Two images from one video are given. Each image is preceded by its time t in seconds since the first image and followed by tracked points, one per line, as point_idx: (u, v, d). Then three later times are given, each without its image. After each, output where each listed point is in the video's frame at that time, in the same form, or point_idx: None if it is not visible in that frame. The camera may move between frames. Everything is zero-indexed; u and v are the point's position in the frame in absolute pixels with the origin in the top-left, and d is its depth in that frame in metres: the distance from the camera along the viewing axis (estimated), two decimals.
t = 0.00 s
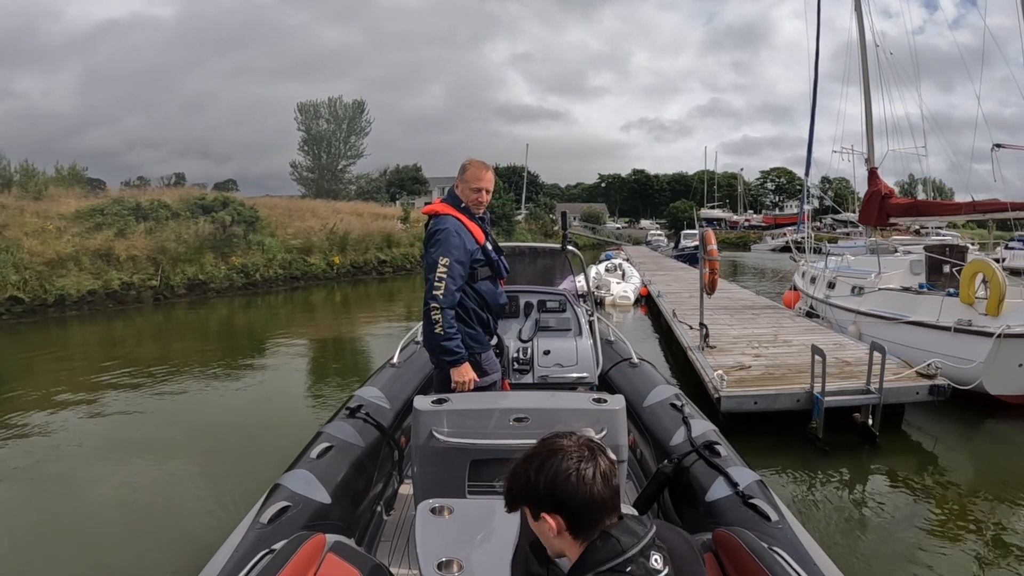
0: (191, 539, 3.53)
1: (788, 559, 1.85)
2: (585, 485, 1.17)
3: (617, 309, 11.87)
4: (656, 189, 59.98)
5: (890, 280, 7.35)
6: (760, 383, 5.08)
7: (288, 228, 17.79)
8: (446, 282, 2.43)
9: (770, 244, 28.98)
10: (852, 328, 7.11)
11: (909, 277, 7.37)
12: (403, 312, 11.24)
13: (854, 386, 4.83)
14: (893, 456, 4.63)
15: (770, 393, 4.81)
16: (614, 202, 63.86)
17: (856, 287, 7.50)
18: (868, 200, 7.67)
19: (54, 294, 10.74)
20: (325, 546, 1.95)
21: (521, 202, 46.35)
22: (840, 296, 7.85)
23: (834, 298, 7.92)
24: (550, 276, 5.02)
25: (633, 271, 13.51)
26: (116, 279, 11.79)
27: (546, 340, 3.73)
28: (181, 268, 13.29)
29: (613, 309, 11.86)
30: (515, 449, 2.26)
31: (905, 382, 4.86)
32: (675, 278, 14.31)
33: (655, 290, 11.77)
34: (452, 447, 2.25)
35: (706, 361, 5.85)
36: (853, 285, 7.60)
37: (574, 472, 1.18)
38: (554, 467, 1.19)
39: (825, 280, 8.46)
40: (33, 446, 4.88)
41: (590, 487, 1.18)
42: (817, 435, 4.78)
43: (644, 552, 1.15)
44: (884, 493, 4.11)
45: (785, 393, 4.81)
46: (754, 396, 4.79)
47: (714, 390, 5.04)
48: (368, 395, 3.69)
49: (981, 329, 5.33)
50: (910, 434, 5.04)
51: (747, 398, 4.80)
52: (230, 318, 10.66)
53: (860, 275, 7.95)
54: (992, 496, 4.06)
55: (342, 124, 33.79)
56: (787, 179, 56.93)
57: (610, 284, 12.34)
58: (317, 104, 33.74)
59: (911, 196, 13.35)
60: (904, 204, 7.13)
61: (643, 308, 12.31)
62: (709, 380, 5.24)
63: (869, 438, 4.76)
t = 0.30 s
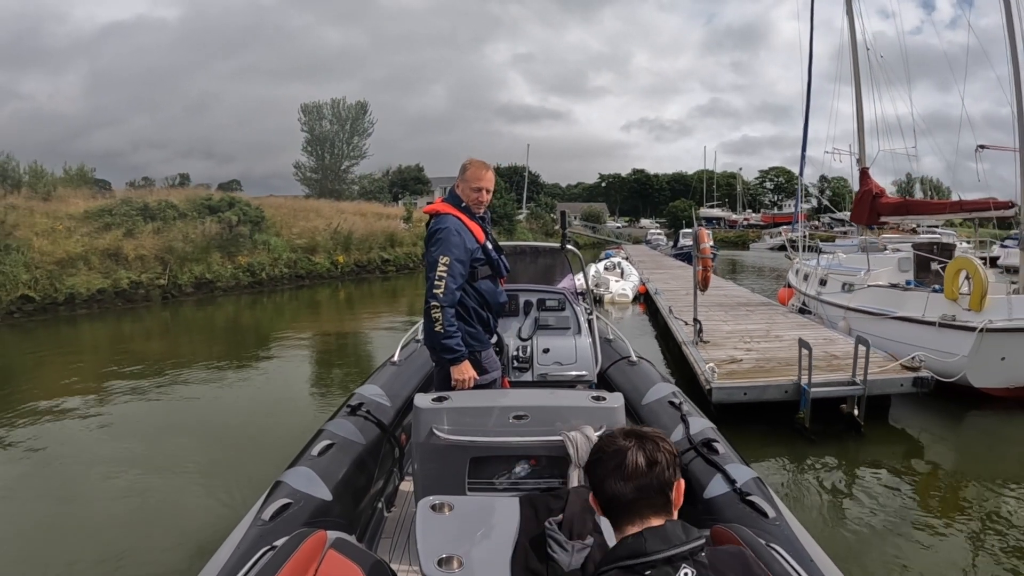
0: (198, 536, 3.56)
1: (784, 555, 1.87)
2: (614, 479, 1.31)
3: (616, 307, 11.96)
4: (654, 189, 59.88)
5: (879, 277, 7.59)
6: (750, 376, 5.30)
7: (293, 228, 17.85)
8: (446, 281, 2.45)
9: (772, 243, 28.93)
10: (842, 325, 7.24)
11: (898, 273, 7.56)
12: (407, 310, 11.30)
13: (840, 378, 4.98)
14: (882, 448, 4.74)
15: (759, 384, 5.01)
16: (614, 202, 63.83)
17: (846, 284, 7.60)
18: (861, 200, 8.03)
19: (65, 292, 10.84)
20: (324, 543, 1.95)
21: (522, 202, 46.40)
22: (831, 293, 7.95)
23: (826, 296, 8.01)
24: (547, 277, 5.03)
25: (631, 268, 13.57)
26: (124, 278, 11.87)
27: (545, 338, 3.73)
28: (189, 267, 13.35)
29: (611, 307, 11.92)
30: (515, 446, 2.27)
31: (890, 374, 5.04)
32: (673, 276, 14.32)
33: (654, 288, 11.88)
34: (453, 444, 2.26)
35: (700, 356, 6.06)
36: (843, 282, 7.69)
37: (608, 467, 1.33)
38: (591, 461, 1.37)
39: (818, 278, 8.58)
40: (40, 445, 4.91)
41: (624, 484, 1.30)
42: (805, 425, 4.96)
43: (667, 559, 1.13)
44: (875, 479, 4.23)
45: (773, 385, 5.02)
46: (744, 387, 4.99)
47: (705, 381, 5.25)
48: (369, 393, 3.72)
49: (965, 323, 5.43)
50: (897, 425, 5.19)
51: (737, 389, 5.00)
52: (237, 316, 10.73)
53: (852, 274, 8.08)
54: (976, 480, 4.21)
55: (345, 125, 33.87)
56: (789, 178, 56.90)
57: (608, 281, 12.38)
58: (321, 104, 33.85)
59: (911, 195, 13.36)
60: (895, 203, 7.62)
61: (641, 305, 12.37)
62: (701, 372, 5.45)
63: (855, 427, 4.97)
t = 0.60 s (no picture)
0: (200, 536, 3.58)
1: (780, 551, 1.89)
2: (650, 471, 1.31)
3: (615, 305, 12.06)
4: (654, 189, 59.94)
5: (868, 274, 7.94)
6: (740, 368, 5.58)
7: (298, 228, 17.89)
8: (444, 278, 2.47)
9: (773, 242, 28.91)
10: (832, 321, 7.61)
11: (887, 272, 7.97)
12: (409, 308, 11.38)
13: (826, 370, 5.32)
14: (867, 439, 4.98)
15: (748, 376, 5.29)
16: (614, 202, 63.88)
17: (836, 282, 7.96)
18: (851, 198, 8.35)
19: (74, 291, 10.92)
20: (327, 540, 1.96)
21: (523, 202, 46.49)
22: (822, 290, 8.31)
23: (817, 293, 8.38)
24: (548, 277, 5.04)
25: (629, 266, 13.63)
26: (132, 277, 11.95)
27: (545, 337, 3.75)
28: (195, 266, 13.43)
29: (610, 304, 11.98)
30: (515, 444, 2.29)
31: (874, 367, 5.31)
32: (670, 274, 14.52)
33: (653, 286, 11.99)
34: (452, 442, 2.28)
35: (693, 351, 6.30)
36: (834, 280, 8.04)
37: (643, 457, 1.34)
38: (629, 451, 1.37)
39: (810, 275, 8.94)
40: (47, 444, 4.95)
41: (660, 477, 1.30)
42: (793, 415, 5.23)
43: (696, 559, 1.10)
44: (873, 474, 4.37)
45: (762, 377, 5.28)
46: (734, 379, 5.26)
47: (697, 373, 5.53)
48: (370, 391, 3.75)
49: (948, 319, 5.70)
50: (881, 414, 5.49)
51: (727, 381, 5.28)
52: (243, 315, 10.79)
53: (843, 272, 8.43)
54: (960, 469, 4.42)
55: (348, 125, 33.99)
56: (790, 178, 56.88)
57: (607, 279, 12.41)
58: (323, 106, 33.99)
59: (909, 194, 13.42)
60: (885, 202, 7.89)
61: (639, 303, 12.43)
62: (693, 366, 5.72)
63: (838, 417, 5.27)
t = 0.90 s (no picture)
0: (202, 535, 3.57)
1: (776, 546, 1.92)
2: (685, 469, 1.31)
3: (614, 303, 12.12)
4: (654, 189, 60.02)
5: (858, 272, 8.14)
6: (732, 362, 5.79)
7: (302, 228, 17.93)
8: (444, 277, 2.48)
9: (771, 241, 28.93)
10: (823, 317, 7.77)
11: (876, 268, 8.02)
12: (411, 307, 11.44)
13: (814, 363, 5.53)
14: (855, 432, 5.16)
15: (739, 369, 5.50)
16: (615, 201, 63.91)
17: (827, 279, 8.14)
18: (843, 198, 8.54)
19: (82, 289, 10.99)
20: (328, 538, 1.96)
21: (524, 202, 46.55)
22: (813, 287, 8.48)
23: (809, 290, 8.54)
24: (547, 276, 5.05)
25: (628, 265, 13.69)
26: (140, 276, 12.02)
27: (545, 335, 3.76)
28: (201, 265, 13.50)
29: (609, 302, 12.02)
30: (514, 441, 2.31)
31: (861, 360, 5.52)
32: (668, 272, 14.60)
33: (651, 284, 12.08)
34: (453, 440, 2.30)
35: (687, 346, 6.50)
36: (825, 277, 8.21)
37: (679, 457, 1.34)
38: (662, 450, 1.37)
39: (801, 273, 9.10)
40: (53, 442, 4.97)
41: (696, 476, 1.30)
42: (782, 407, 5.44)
43: (732, 559, 1.12)
44: (863, 463, 4.54)
45: (752, 370, 5.48)
46: (725, 371, 5.48)
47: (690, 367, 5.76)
48: (371, 389, 3.77)
49: (934, 314, 5.94)
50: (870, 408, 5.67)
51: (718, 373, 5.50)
52: (247, 313, 10.85)
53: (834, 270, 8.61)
54: (943, 455, 4.67)
55: (351, 125, 34.10)
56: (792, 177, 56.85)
57: (606, 278, 12.45)
58: (326, 107, 34.08)
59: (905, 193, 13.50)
60: (875, 201, 8.11)
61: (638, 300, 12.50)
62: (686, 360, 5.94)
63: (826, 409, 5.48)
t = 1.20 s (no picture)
0: (201, 532, 3.55)
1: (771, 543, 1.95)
2: (737, 467, 1.30)
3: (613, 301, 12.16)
4: (654, 189, 60.01)
5: (848, 269, 8.21)
6: (723, 356, 5.91)
7: (306, 228, 17.97)
8: (446, 276, 2.50)
9: (771, 240, 28.92)
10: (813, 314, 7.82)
11: (866, 266, 8.16)
12: (414, 305, 11.48)
13: (802, 357, 5.67)
14: (844, 422, 5.36)
15: (729, 363, 5.62)
16: (615, 201, 63.91)
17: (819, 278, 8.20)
18: (836, 198, 8.57)
19: (91, 288, 11.03)
20: (329, 536, 1.99)
21: (526, 202, 46.56)
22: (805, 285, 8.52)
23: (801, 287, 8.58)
24: (548, 274, 5.06)
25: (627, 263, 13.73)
26: (147, 275, 12.09)
27: (544, 334, 3.78)
28: (207, 264, 13.57)
29: (609, 300, 12.07)
30: (514, 440, 2.33)
31: (848, 355, 5.66)
32: (666, 271, 14.64)
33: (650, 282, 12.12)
34: (452, 438, 2.32)
35: (681, 340, 6.59)
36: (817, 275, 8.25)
37: (725, 452, 1.33)
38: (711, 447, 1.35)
39: (794, 272, 9.14)
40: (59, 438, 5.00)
41: (751, 473, 1.29)
42: (770, 399, 5.59)
43: (773, 553, 1.15)
44: (852, 463, 4.57)
45: (743, 363, 5.62)
46: (716, 365, 5.61)
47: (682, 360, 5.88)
48: (371, 387, 3.79)
49: (919, 311, 6.07)
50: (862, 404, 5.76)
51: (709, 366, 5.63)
52: (252, 311, 10.89)
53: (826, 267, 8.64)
54: (927, 452, 4.74)
55: (353, 125, 34.18)
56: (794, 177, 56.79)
57: (605, 276, 12.50)
58: (328, 107, 34.15)
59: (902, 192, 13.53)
60: (866, 201, 8.13)
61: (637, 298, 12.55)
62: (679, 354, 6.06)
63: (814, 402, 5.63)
